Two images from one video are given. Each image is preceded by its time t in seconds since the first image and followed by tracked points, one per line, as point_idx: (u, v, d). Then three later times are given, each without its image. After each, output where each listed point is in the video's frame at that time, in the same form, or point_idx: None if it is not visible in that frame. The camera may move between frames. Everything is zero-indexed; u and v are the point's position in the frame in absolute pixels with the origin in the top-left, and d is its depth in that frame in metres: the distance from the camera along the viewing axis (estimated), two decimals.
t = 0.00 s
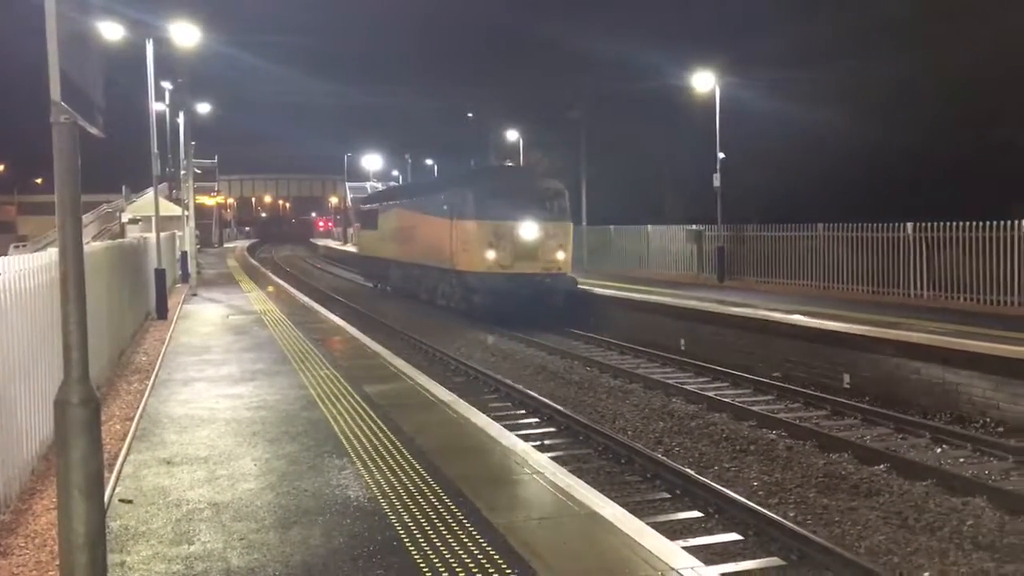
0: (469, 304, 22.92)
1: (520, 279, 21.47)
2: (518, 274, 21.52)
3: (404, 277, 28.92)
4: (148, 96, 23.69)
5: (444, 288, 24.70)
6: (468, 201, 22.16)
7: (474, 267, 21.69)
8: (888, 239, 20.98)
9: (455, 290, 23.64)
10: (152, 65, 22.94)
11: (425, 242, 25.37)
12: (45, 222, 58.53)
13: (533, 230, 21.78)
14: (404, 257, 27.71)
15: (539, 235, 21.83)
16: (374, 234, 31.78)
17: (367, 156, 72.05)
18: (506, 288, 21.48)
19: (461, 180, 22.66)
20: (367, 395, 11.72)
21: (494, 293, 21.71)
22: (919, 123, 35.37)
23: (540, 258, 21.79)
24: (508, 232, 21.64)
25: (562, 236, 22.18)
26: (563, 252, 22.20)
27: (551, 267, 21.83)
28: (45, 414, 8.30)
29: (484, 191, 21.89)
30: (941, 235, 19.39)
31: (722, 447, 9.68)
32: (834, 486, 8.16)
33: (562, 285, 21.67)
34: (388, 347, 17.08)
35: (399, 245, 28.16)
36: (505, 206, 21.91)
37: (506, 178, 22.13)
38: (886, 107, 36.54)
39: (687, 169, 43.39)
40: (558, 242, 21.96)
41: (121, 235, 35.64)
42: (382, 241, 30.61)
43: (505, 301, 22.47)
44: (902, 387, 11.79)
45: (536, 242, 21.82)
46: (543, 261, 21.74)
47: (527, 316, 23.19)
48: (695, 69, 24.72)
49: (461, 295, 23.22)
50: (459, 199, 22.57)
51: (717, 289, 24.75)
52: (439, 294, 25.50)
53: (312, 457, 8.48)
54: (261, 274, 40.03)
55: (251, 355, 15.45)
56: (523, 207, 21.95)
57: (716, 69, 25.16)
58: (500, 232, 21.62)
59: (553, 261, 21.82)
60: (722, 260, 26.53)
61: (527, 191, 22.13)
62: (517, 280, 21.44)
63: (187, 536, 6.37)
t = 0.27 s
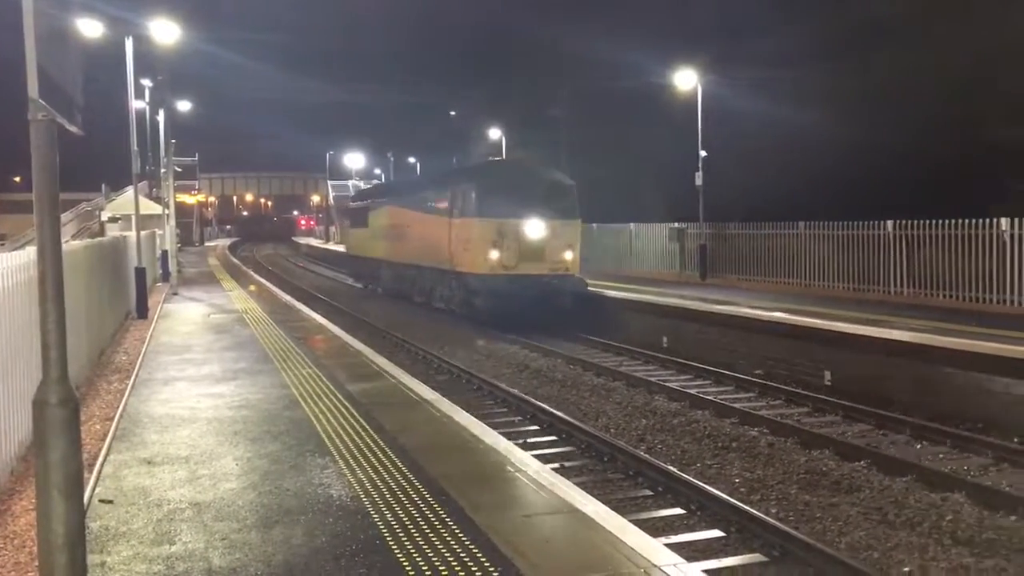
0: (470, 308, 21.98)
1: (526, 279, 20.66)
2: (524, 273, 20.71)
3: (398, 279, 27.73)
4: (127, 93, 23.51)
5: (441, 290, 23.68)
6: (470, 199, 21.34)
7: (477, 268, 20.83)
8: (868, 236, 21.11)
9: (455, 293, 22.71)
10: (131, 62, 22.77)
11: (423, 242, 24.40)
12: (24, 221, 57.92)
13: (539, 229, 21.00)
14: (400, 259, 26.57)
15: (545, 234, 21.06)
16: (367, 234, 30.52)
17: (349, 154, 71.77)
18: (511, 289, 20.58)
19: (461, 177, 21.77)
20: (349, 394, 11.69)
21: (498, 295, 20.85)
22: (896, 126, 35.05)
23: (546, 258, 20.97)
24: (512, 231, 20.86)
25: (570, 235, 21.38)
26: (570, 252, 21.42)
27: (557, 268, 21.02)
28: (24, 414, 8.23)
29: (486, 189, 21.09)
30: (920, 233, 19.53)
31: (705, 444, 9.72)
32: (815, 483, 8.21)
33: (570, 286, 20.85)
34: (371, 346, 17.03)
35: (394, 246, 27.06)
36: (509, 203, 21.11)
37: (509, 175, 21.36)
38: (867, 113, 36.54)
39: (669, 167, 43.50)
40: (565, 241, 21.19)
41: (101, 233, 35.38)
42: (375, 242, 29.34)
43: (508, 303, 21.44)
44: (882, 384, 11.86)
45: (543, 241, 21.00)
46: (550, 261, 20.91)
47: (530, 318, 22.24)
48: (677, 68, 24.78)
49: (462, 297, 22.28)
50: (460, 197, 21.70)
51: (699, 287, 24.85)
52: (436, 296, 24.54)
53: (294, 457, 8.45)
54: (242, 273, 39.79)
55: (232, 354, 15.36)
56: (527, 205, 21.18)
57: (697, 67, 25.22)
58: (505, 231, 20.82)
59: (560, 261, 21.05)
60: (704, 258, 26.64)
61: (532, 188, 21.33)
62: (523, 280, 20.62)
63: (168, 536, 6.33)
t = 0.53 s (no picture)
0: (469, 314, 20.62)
1: (530, 284, 19.29)
2: (529, 277, 19.34)
3: (390, 282, 26.45)
4: (101, 91, 23.29)
5: (437, 294, 22.33)
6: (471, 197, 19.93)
7: (478, 271, 19.36)
8: (842, 236, 21.28)
9: (450, 297, 21.36)
10: (105, 60, 22.57)
11: (417, 243, 22.97)
12: None
13: (545, 230, 19.64)
14: (393, 261, 25.15)
15: (551, 235, 19.72)
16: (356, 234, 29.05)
17: (326, 153, 71.48)
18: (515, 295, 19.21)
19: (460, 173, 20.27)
20: (327, 394, 11.63)
21: (500, 300, 19.49)
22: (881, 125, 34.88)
23: (552, 261, 19.63)
24: (516, 232, 19.46)
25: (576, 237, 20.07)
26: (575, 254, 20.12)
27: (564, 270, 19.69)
28: None
29: (488, 186, 19.68)
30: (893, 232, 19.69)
31: (682, 442, 9.76)
32: (791, 480, 8.27)
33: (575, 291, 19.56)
34: (350, 346, 16.98)
35: (387, 246, 25.59)
36: (513, 203, 19.72)
37: (513, 171, 19.97)
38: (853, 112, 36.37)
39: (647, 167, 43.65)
40: (571, 244, 19.92)
41: (76, 232, 35.01)
42: (366, 242, 27.83)
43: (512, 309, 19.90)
44: (857, 383, 11.97)
45: (548, 242, 19.68)
46: (557, 264, 19.60)
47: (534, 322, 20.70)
48: (655, 68, 24.85)
49: (461, 302, 20.74)
50: (460, 194, 20.24)
51: (677, 287, 24.96)
52: (430, 301, 23.19)
53: (271, 457, 8.41)
54: (218, 273, 39.48)
55: (209, 355, 15.26)
56: (531, 204, 19.84)
57: (675, 68, 25.32)
58: (508, 232, 19.39)
59: (566, 264, 19.75)
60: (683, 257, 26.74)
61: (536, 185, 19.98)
62: (528, 285, 19.28)
63: (143, 538, 6.28)
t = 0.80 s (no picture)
0: (467, 322, 19.07)
1: (536, 290, 17.78)
2: (534, 283, 17.82)
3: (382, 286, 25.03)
4: (73, 90, 23.06)
5: (434, 299, 20.82)
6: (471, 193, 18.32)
7: (478, 274, 17.75)
8: (815, 237, 21.44)
9: (447, 302, 19.87)
10: (76, 58, 22.34)
11: (410, 244, 21.39)
12: None
13: (551, 230, 18.09)
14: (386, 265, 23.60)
15: (557, 235, 18.21)
16: (343, 236, 27.62)
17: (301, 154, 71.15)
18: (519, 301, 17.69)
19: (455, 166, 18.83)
20: (302, 395, 11.56)
21: (502, 306, 17.91)
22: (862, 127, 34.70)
23: (558, 264, 18.10)
24: (520, 232, 17.86)
25: (583, 239, 18.52)
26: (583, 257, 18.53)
27: (570, 275, 18.16)
28: None
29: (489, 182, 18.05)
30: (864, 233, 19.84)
31: (658, 442, 9.80)
32: (765, 480, 8.33)
33: (584, 298, 18.10)
34: (325, 347, 16.91)
35: (379, 247, 23.99)
36: (516, 200, 18.08)
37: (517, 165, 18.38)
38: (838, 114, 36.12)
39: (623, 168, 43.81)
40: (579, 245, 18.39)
41: (47, 232, 34.61)
42: (358, 243, 26.24)
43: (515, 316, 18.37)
44: (830, 382, 12.07)
45: (554, 244, 18.13)
46: (562, 267, 18.08)
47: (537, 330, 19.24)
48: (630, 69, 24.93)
49: (460, 309, 19.12)
50: (458, 190, 18.63)
51: (653, 287, 25.06)
52: (425, 307, 21.75)
53: (245, 459, 8.35)
54: (192, 272, 39.11)
55: (182, 356, 15.13)
56: (536, 201, 18.27)
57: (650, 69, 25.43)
58: (512, 233, 17.81)
59: (573, 267, 18.23)
60: (658, 258, 26.87)
61: (541, 180, 18.41)
62: (533, 290, 17.72)
63: (115, 541, 6.23)
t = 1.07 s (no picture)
0: (469, 330, 18.03)
1: (548, 295, 16.96)
2: (544, 288, 16.94)
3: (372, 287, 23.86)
4: (43, 89, 22.80)
5: (432, 304, 19.68)
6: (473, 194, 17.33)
7: (485, 281, 16.75)
8: (788, 236, 21.57)
9: (446, 307, 18.83)
10: (46, 57, 22.09)
11: (405, 246, 20.28)
12: None
13: (561, 232, 17.20)
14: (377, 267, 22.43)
15: (565, 236, 17.27)
16: (331, 236, 26.46)
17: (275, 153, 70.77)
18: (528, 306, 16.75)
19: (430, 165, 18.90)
20: (277, 397, 11.49)
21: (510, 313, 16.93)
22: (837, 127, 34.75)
23: (567, 267, 17.18)
24: (530, 235, 16.91)
25: (591, 239, 17.60)
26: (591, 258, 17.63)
27: (578, 278, 17.27)
28: None
29: (494, 181, 17.03)
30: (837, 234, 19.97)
31: (633, 442, 9.83)
32: (740, 479, 8.38)
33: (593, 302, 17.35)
34: (300, 348, 16.83)
35: (371, 249, 22.79)
36: (523, 199, 17.13)
37: (521, 161, 17.39)
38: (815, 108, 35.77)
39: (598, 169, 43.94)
40: (589, 247, 17.54)
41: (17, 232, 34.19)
42: (345, 244, 25.03)
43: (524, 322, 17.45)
44: (804, 381, 12.18)
45: (562, 245, 17.20)
46: (571, 270, 17.17)
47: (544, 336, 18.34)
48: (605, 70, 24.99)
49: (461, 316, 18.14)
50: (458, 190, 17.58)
51: (629, 287, 25.14)
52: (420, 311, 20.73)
53: (219, 461, 8.29)
54: (165, 273, 38.82)
55: (155, 357, 15.00)
56: (540, 201, 17.37)
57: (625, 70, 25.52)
58: (522, 236, 16.83)
59: (583, 270, 17.38)
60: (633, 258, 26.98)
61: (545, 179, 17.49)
62: (541, 295, 16.83)
63: (87, 545, 6.16)
